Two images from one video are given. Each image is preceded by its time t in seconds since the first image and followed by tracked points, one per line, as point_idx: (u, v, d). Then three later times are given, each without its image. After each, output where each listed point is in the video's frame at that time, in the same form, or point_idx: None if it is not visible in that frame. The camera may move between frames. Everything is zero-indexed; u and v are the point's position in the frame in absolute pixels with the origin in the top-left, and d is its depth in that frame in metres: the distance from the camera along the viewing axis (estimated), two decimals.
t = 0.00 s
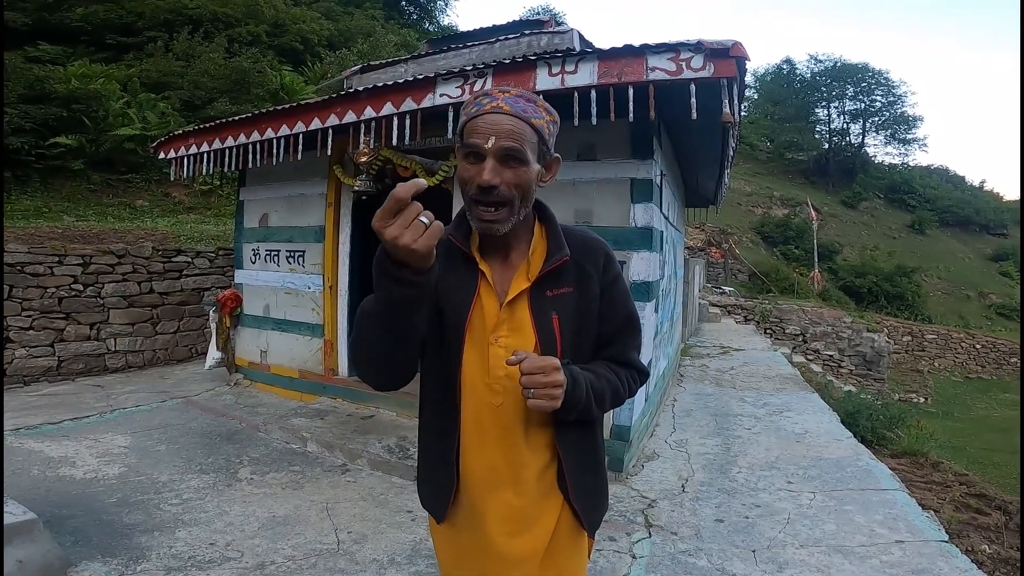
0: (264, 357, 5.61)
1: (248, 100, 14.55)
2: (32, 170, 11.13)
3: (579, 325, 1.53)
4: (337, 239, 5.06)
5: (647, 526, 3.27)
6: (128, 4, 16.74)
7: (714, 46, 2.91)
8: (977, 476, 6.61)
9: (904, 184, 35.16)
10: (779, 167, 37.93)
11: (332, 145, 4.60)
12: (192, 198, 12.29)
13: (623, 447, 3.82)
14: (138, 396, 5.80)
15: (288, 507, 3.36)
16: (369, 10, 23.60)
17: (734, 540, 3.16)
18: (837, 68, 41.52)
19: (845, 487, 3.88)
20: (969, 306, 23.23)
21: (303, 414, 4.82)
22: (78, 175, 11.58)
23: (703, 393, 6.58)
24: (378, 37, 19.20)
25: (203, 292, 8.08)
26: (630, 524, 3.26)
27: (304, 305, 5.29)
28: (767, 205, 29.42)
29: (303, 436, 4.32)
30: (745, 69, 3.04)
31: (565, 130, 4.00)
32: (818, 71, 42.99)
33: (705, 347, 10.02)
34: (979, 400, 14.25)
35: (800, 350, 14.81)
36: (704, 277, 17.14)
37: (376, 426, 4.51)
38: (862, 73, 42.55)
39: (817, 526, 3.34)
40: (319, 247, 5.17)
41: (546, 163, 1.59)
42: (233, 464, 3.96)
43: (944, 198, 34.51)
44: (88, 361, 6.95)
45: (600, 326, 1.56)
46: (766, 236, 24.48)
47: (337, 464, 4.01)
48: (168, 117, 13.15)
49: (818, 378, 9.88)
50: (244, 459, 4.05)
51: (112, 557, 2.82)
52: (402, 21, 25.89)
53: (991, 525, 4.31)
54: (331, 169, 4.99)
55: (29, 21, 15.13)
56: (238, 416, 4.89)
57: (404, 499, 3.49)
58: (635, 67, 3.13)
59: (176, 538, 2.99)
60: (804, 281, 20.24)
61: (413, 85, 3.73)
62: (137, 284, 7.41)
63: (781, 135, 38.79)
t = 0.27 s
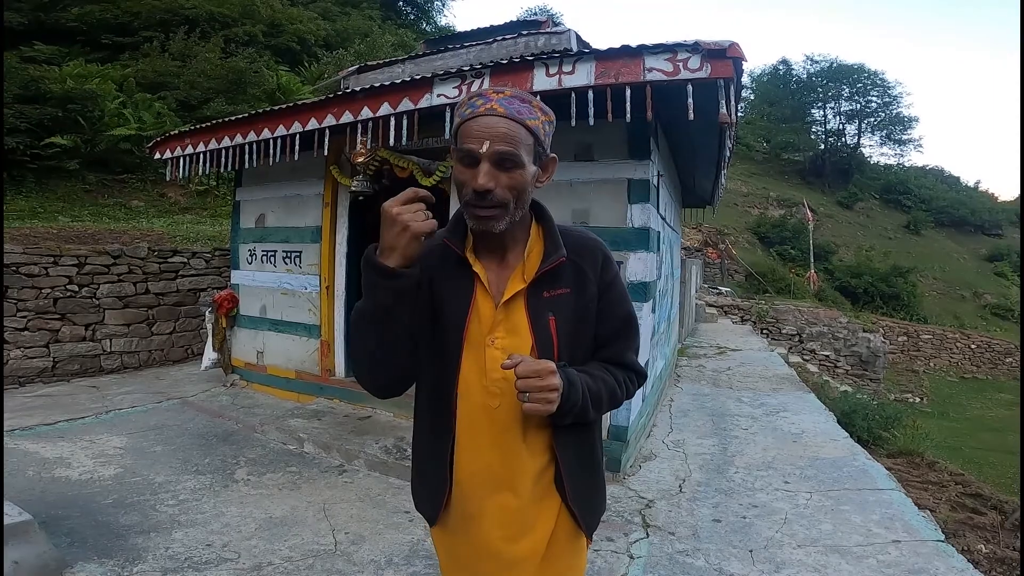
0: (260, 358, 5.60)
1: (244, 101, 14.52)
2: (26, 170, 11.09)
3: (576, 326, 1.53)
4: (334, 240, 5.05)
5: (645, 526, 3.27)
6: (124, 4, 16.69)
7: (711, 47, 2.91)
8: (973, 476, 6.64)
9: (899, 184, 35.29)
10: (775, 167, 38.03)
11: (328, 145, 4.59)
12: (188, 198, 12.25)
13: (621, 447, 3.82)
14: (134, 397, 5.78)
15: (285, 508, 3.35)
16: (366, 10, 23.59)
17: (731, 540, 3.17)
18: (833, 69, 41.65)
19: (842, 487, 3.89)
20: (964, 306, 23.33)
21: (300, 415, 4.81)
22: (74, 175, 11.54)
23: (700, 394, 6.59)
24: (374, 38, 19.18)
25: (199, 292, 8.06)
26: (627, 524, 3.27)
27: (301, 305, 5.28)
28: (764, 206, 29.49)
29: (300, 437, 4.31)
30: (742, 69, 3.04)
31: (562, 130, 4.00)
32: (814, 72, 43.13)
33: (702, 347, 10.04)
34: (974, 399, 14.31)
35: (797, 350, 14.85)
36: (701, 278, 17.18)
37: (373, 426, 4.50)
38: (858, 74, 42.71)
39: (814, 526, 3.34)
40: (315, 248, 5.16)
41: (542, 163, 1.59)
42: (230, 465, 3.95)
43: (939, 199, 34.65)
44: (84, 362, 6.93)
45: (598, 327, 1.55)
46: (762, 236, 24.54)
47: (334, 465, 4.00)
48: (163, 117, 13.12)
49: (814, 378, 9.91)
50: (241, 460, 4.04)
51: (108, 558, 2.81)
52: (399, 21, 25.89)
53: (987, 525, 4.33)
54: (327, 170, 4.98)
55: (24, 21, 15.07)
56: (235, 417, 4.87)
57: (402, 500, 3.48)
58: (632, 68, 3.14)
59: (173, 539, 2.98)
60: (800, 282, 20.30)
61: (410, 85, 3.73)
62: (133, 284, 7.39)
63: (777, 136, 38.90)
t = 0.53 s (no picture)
0: (262, 360, 5.60)
1: (243, 102, 14.52)
2: (26, 173, 11.11)
3: (576, 327, 1.53)
4: (334, 241, 5.05)
5: (647, 525, 3.27)
6: (122, 6, 16.70)
7: (709, 46, 2.91)
8: (975, 473, 6.62)
9: (899, 182, 35.28)
10: (775, 166, 38.01)
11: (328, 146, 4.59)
12: (188, 200, 12.26)
13: (622, 447, 3.82)
14: (136, 400, 5.78)
15: (288, 509, 3.35)
16: (364, 11, 23.60)
17: (734, 539, 3.16)
18: (832, 67, 41.65)
19: (844, 485, 3.89)
20: (965, 303, 23.31)
21: (301, 416, 4.81)
22: (73, 178, 11.54)
23: (701, 393, 6.58)
24: (373, 39, 19.18)
25: (200, 294, 8.06)
26: (630, 524, 3.27)
27: (301, 307, 5.29)
28: (764, 204, 29.48)
29: (302, 438, 4.31)
30: (740, 69, 3.04)
31: (561, 130, 4.00)
32: (813, 70, 43.13)
33: (703, 346, 10.04)
34: (975, 397, 14.30)
35: (798, 348, 14.83)
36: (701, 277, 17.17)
37: (374, 428, 4.50)
38: (856, 72, 42.72)
39: (817, 524, 3.34)
40: (316, 249, 5.16)
41: (541, 160, 1.59)
42: (232, 467, 3.95)
43: (939, 196, 34.63)
44: (85, 364, 6.93)
45: (598, 328, 1.55)
46: (762, 235, 24.52)
47: (336, 466, 4.00)
48: (162, 119, 13.12)
49: (815, 376, 9.90)
50: (243, 462, 4.04)
51: (112, 560, 2.81)
52: (397, 22, 25.91)
53: (991, 522, 4.32)
54: (327, 171, 4.98)
55: (23, 24, 15.08)
56: (236, 419, 4.87)
57: (404, 501, 3.48)
58: (630, 68, 3.14)
59: (176, 541, 2.98)
60: (801, 280, 20.29)
61: (409, 86, 3.73)
62: (134, 287, 7.39)
63: (776, 135, 38.89)
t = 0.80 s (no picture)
0: (263, 360, 5.61)
1: (244, 103, 14.54)
2: (27, 174, 11.13)
3: (576, 326, 1.53)
4: (335, 242, 5.05)
5: (649, 525, 3.27)
6: (123, 7, 16.73)
7: (710, 46, 2.91)
8: (977, 474, 6.62)
9: (900, 182, 35.26)
10: (776, 166, 37.99)
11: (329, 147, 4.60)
12: (189, 201, 12.28)
13: (623, 447, 3.82)
14: (137, 400, 5.79)
15: (289, 510, 3.35)
16: (365, 12, 23.63)
17: (735, 539, 3.16)
18: (833, 67, 41.60)
19: (846, 485, 3.89)
20: (966, 303, 23.29)
21: (302, 417, 4.82)
22: (75, 178, 11.56)
23: (703, 393, 6.57)
24: (374, 40, 19.19)
25: (202, 295, 8.07)
26: (631, 524, 3.27)
27: (303, 307, 5.29)
28: (765, 204, 29.45)
29: (303, 438, 4.31)
30: (741, 69, 3.04)
31: (562, 130, 4.00)
32: (814, 70, 43.11)
33: (704, 346, 10.04)
34: (977, 397, 14.28)
35: (799, 349, 14.82)
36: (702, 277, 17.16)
37: (376, 428, 4.50)
38: (857, 72, 42.68)
39: (818, 524, 3.34)
40: (317, 250, 5.17)
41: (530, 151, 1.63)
42: (233, 467, 3.96)
43: (940, 196, 34.60)
44: (87, 365, 6.94)
45: (598, 327, 1.55)
46: (763, 235, 24.50)
47: (338, 466, 4.01)
48: (164, 120, 13.14)
49: (817, 376, 9.90)
50: (245, 462, 4.04)
51: (114, 560, 2.82)
52: (398, 23, 25.93)
53: (993, 522, 4.32)
54: (328, 172, 4.98)
55: (25, 25, 15.12)
56: (238, 419, 4.88)
57: (405, 501, 3.48)
58: (631, 68, 3.14)
59: (178, 541, 2.98)
60: (802, 280, 20.27)
61: (410, 86, 3.74)
62: (136, 287, 7.41)
63: (777, 135, 38.87)
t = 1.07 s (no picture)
0: (265, 362, 5.61)
1: (247, 105, 14.58)
2: (31, 175, 11.18)
3: (578, 329, 1.53)
4: (337, 243, 5.06)
5: (650, 527, 3.26)
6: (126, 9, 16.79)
7: (711, 48, 2.91)
8: (981, 476, 6.60)
9: (903, 183, 35.19)
10: (778, 167, 37.95)
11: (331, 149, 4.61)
12: (192, 202, 12.32)
13: (625, 449, 3.81)
14: (140, 401, 5.80)
15: (291, 511, 3.36)
16: (368, 13, 23.69)
17: (737, 541, 3.15)
18: (835, 69, 41.58)
19: (848, 487, 3.88)
20: (970, 305, 23.22)
21: (304, 418, 4.82)
22: (79, 180, 11.60)
23: (705, 395, 6.56)
24: (376, 41, 19.23)
25: (205, 296, 8.09)
26: (632, 526, 3.26)
27: (305, 309, 5.30)
28: (767, 206, 29.42)
29: (305, 440, 4.32)
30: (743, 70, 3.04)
31: (564, 132, 4.00)
32: (816, 71, 43.09)
33: (706, 347, 10.02)
34: (981, 399, 14.23)
35: (802, 350, 14.79)
36: (704, 278, 17.15)
37: (377, 429, 4.51)
38: (860, 73, 42.64)
39: (820, 526, 3.33)
40: (319, 252, 5.17)
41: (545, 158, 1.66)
42: (235, 468, 3.96)
43: (943, 198, 34.53)
44: (90, 366, 6.96)
45: (599, 330, 1.56)
46: (766, 236, 24.47)
47: (339, 468, 4.01)
48: (167, 121, 13.18)
49: (820, 378, 9.88)
50: (246, 463, 4.05)
51: (116, 561, 2.82)
52: (400, 24, 25.99)
53: (995, 524, 4.30)
54: (331, 174, 4.99)
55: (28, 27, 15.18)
56: (240, 420, 4.89)
57: (407, 502, 3.48)
58: (632, 69, 3.14)
59: (180, 542, 2.99)
60: (805, 281, 20.24)
61: (412, 88, 3.74)
62: (138, 289, 7.42)
63: (779, 136, 38.84)
